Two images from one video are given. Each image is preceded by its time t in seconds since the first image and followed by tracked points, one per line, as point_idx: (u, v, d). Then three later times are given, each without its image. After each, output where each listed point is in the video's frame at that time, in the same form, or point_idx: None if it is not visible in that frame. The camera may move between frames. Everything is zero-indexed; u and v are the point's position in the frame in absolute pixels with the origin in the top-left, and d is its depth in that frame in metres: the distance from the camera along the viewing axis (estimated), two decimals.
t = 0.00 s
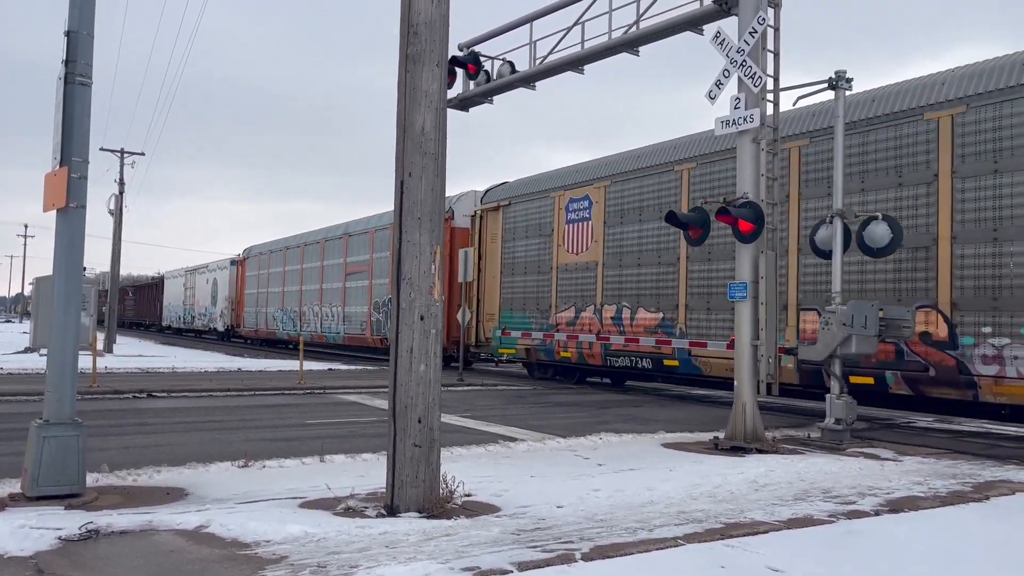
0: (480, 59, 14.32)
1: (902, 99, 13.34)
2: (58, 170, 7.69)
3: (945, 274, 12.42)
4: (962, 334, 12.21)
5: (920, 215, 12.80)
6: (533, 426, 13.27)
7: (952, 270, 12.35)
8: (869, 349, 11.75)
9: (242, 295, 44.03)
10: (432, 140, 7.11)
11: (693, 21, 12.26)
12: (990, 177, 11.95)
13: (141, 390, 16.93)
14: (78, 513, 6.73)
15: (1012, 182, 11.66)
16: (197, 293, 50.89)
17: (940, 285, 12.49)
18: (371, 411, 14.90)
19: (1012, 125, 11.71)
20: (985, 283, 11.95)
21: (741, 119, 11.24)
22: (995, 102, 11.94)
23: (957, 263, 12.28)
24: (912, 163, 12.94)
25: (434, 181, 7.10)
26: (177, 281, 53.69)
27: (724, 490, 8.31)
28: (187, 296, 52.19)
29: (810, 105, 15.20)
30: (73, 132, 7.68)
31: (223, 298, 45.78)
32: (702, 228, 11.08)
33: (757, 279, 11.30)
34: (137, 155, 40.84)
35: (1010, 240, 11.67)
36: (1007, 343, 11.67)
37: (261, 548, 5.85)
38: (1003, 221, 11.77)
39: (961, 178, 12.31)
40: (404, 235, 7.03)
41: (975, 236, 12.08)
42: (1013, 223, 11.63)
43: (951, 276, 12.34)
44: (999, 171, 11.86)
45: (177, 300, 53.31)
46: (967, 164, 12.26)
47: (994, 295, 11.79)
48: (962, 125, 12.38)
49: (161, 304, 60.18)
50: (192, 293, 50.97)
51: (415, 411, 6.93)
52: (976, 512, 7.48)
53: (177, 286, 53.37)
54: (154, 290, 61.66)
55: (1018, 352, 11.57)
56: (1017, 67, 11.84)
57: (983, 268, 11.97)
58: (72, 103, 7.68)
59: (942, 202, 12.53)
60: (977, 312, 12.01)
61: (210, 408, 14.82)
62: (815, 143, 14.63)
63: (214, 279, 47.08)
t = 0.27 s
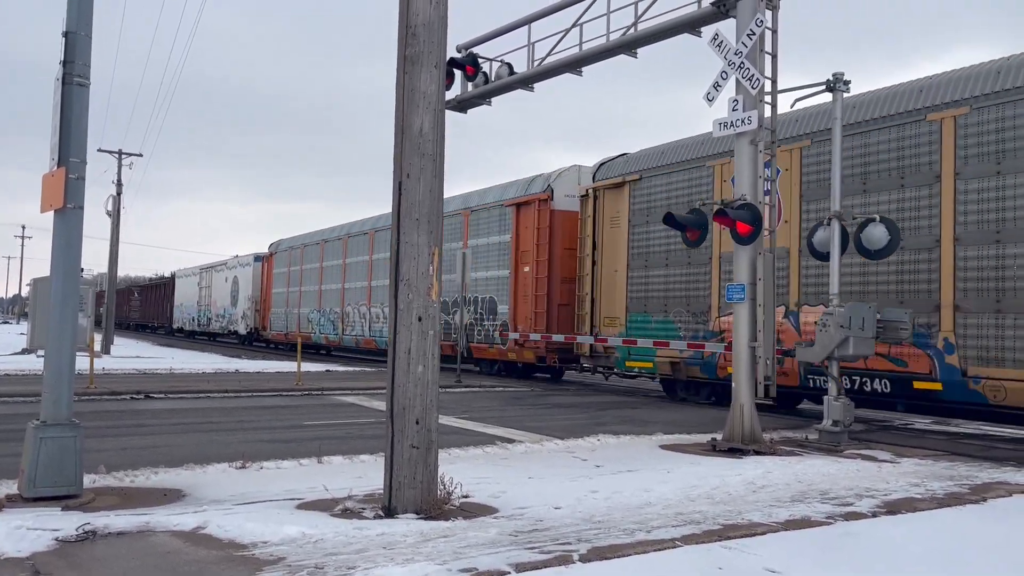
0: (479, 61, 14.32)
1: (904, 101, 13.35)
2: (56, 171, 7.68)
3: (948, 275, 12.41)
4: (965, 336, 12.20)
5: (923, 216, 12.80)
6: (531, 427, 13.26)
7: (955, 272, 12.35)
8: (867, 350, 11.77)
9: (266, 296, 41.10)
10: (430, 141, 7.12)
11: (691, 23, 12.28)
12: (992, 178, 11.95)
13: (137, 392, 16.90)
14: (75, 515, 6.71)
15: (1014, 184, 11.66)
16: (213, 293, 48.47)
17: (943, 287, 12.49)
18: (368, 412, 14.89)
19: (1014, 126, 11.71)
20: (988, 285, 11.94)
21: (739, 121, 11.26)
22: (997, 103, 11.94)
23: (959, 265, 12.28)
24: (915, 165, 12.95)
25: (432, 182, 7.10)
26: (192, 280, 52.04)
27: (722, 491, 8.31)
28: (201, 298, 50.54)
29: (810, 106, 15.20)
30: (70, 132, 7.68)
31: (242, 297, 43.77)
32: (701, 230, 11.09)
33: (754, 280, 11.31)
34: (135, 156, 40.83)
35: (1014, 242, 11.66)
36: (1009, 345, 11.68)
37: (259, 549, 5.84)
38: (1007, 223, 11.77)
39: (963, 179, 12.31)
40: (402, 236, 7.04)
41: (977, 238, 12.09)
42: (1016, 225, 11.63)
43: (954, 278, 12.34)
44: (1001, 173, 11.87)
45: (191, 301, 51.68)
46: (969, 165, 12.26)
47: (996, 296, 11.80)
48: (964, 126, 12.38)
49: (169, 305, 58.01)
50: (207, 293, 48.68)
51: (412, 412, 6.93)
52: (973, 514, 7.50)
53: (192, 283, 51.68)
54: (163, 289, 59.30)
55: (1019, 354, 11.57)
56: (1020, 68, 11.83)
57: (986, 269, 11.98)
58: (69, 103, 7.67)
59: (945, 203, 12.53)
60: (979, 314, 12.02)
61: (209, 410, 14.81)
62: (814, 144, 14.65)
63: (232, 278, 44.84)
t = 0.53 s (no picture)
0: (477, 62, 14.32)
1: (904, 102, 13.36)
2: (54, 171, 7.68)
3: (948, 275, 12.43)
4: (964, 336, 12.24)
5: (922, 217, 12.80)
6: (529, 428, 13.26)
7: (955, 273, 12.36)
8: (864, 351, 11.83)
9: (300, 293, 37.49)
10: (428, 142, 7.12)
11: (690, 24, 12.29)
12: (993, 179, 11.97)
13: (135, 392, 16.88)
14: (73, 515, 6.71)
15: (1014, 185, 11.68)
16: (226, 293, 46.71)
17: (943, 287, 12.51)
18: (366, 413, 14.88)
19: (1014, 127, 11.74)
20: (987, 286, 11.96)
21: (737, 122, 11.27)
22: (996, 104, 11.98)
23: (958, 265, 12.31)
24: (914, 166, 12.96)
25: (430, 183, 7.10)
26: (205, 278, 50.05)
27: (720, 492, 8.32)
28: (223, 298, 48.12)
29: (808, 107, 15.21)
30: (68, 133, 7.67)
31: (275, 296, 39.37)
32: (699, 231, 11.09)
33: (752, 282, 11.29)
34: (133, 157, 40.80)
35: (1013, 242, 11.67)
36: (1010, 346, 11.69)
37: (257, 550, 5.84)
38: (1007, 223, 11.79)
39: (962, 180, 12.32)
40: (400, 237, 7.04)
41: (977, 238, 12.10)
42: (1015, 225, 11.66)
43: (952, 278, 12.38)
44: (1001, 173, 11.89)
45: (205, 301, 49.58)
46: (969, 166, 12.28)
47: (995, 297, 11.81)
48: (964, 127, 12.40)
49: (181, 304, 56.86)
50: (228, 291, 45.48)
51: (410, 413, 6.93)
52: (970, 514, 7.51)
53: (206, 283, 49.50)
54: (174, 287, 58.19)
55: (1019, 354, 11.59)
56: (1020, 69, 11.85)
57: (986, 270, 11.98)
58: (67, 104, 7.66)
59: (944, 204, 12.54)
60: (979, 314, 12.04)
61: (207, 410, 14.80)
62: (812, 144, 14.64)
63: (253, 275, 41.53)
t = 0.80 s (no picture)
0: (475, 62, 14.31)
1: (903, 102, 13.36)
2: (51, 171, 7.67)
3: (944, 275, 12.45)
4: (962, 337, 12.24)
5: (920, 216, 12.81)
6: (527, 428, 13.27)
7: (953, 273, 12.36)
8: (862, 351, 11.79)
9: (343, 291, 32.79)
10: (426, 142, 7.12)
11: (688, 25, 12.30)
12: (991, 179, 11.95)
13: (133, 392, 16.87)
14: (70, 516, 6.70)
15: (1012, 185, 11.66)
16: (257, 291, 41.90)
17: (939, 287, 12.53)
18: (364, 413, 14.88)
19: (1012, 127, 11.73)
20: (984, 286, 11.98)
21: (735, 123, 11.27)
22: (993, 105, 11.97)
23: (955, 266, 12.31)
24: (911, 167, 12.97)
25: (428, 183, 7.11)
26: (229, 274, 45.10)
27: (718, 492, 8.33)
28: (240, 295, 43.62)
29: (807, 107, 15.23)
30: (65, 133, 7.67)
31: (308, 294, 34.85)
32: (697, 231, 11.09)
33: (750, 282, 11.34)
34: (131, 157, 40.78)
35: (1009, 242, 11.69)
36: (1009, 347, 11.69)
37: (255, 550, 5.84)
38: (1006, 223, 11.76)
39: (960, 180, 12.30)
40: (398, 237, 7.03)
41: (975, 239, 12.10)
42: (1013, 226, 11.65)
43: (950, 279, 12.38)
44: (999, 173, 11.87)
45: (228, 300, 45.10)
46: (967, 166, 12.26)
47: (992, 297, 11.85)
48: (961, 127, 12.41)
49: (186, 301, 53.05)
50: (251, 290, 41.40)
51: (408, 413, 6.93)
52: (968, 514, 7.52)
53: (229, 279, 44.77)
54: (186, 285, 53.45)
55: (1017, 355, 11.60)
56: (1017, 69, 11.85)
57: (983, 270, 12.01)
58: (65, 104, 7.66)
59: (942, 204, 12.53)
60: (977, 315, 12.04)
61: (205, 410, 14.80)
62: (811, 144, 14.64)
63: (289, 270, 36.63)
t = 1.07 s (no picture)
0: (473, 60, 14.31)
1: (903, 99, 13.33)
2: (49, 170, 7.66)
3: (943, 272, 12.47)
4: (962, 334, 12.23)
5: (920, 214, 12.80)
6: (526, 427, 13.27)
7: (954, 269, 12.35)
8: (861, 349, 11.77)
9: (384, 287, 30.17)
10: (424, 141, 7.12)
11: (686, 23, 12.30)
12: (991, 176, 11.94)
13: (132, 391, 16.86)
14: (68, 514, 6.69)
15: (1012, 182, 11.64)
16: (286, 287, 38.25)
17: (938, 286, 12.53)
18: (363, 412, 14.87)
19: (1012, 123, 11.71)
20: (983, 285, 11.99)
21: (732, 121, 11.27)
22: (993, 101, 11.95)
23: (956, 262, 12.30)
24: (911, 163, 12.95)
25: (427, 182, 7.11)
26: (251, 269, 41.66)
27: (716, 490, 8.33)
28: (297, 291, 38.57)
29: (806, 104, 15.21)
30: (62, 132, 7.65)
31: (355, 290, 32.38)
32: (695, 229, 11.09)
33: (749, 280, 11.35)
34: (129, 155, 40.74)
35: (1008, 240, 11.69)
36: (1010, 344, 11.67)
37: (253, 549, 5.83)
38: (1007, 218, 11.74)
39: (959, 178, 12.30)
40: (397, 236, 7.03)
41: (975, 235, 12.08)
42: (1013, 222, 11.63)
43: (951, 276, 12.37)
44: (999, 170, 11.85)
45: (253, 299, 41.23)
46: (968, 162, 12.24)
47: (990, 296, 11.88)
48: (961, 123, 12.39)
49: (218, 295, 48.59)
50: (283, 285, 37.59)
51: (407, 412, 6.93)
52: (965, 512, 7.53)
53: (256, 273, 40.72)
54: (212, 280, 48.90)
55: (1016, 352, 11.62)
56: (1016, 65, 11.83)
57: (983, 269, 12.01)
58: (62, 102, 7.65)
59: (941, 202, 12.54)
60: (977, 312, 12.03)
61: (204, 409, 14.79)
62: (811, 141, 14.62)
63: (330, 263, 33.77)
